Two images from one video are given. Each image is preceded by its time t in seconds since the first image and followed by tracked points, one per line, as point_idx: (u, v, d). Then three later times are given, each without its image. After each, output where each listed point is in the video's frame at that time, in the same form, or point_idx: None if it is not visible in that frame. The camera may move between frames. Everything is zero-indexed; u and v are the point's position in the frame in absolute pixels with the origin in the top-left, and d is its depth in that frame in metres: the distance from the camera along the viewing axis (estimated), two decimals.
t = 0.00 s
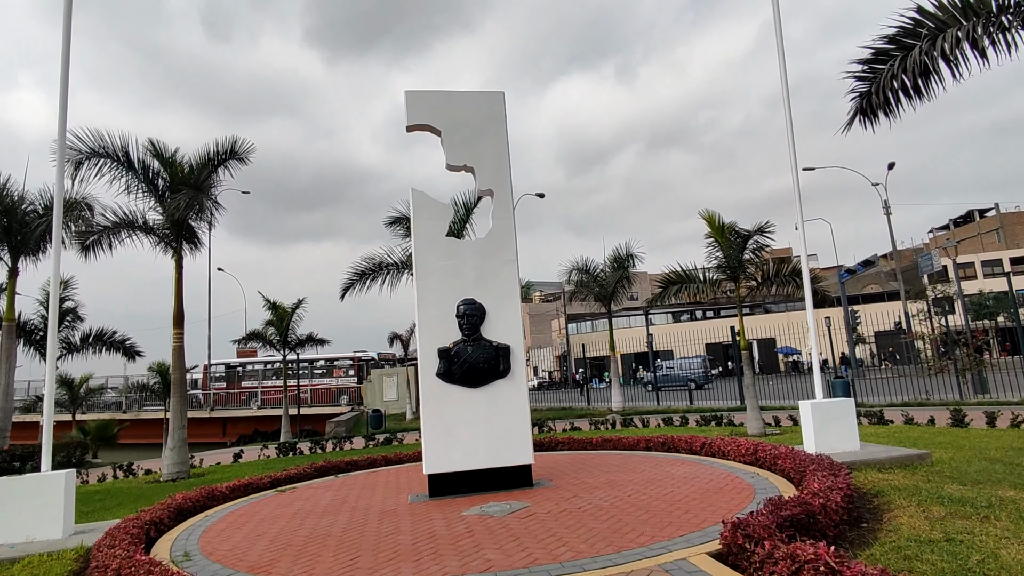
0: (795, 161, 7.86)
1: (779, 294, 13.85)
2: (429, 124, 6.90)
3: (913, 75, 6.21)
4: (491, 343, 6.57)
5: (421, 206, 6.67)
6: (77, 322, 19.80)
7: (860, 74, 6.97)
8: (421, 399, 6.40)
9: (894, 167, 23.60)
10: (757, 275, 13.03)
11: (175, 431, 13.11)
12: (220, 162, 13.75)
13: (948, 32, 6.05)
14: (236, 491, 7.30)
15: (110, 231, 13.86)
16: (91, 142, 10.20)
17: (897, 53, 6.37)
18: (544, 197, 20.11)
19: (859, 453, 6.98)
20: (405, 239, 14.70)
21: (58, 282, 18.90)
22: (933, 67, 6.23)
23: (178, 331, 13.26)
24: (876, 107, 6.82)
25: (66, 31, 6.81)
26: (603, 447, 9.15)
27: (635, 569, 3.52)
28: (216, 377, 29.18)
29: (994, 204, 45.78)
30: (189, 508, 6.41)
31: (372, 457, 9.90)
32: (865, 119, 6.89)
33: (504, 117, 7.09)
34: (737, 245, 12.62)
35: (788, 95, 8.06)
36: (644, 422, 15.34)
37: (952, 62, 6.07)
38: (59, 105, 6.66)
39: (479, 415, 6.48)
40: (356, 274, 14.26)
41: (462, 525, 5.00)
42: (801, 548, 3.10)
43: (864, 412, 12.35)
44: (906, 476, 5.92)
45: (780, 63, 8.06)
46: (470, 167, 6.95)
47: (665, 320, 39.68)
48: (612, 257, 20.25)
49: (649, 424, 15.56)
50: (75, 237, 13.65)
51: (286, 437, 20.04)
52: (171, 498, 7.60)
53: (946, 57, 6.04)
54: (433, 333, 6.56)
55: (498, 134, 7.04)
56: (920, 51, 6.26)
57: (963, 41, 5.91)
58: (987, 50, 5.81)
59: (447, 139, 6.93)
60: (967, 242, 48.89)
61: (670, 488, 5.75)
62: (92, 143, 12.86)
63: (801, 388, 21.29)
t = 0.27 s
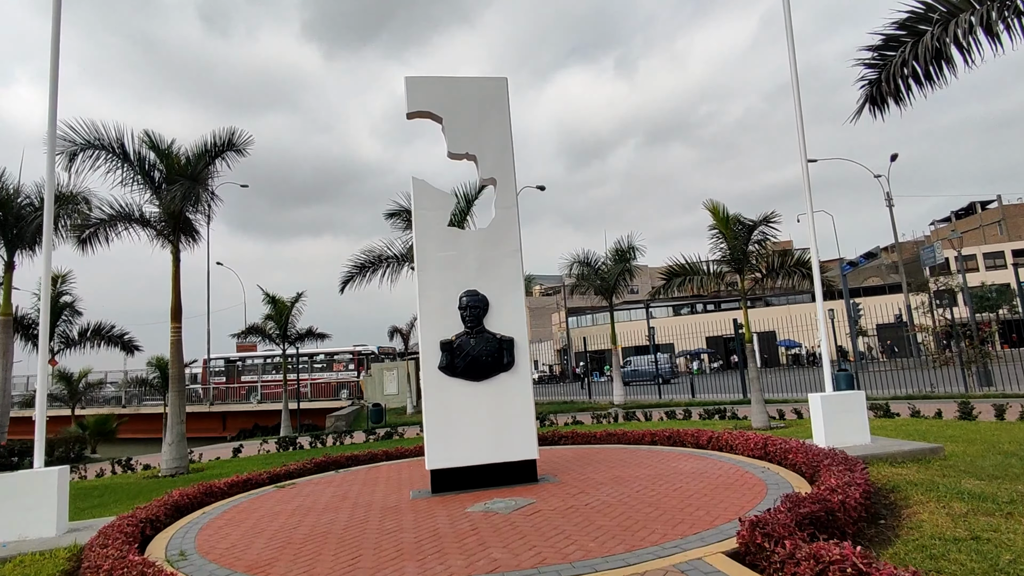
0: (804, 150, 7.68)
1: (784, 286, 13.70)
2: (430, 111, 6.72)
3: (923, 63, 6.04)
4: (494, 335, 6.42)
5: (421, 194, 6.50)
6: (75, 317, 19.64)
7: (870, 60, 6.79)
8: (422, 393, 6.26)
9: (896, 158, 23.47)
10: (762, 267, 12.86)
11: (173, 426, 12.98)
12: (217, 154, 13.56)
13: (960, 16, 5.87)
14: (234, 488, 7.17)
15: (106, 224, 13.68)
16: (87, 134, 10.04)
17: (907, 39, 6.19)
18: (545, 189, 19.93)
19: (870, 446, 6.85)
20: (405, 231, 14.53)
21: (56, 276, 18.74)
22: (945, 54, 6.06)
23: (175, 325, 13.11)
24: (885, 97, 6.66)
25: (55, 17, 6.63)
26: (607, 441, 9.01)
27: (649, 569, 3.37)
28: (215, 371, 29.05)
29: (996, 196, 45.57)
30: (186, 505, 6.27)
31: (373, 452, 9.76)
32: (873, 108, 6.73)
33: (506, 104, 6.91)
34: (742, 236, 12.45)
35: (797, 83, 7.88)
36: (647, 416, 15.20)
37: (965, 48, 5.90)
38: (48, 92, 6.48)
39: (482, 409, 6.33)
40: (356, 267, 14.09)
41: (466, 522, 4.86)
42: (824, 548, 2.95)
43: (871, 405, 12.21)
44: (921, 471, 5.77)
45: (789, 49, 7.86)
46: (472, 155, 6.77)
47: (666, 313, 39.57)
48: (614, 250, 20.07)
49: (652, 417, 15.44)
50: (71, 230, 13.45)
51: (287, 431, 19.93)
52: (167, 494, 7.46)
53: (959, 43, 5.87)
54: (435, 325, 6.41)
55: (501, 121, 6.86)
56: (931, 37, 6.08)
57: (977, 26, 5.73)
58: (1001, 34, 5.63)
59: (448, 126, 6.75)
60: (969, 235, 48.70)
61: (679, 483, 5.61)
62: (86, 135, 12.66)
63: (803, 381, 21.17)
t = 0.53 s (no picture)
0: (814, 143, 7.51)
1: (788, 281, 13.54)
2: (430, 101, 6.54)
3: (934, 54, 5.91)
4: (497, 331, 6.25)
5: (422, 187, 6.32)
6: (71, 313, 19.44)
7: (880, 50, 6.64)
8: (424, 392, 6.09)
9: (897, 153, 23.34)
10: (766, 261, 12.69)
11: (170, 424, 12.81)
12: (214, 147, 13.35)
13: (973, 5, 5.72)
14: (231, 488, 7.01)
15: (101, 219, 13.47)
16: (82, 127, 9.86)
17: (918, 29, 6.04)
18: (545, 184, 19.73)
19: (881, 445, 6.70)
20: (404, 226, 14.35)
21: (51, 272, 18.55)
22: (957, 44, 5.92)
23: (172, 321, 12.92)
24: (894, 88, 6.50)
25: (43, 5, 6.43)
26: (611, 439, 8.85)
27: None
28: (213, 368, 28.87)
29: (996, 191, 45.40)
30: (181, 507, 6.11)
31: (373, 450, 9.61)
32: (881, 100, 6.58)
33: (509, 94, 6.72)
34: (746, 230, 12.29)
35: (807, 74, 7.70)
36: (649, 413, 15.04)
37: (977, 38, 5.75)
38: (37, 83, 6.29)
39: (484, 407, 6.17)
40: (355, 263, 13.90)
41: (470, 525, 4.71)
42: (853, 557, 2.79)
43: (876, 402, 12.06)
44: (936, 470, 5.62)
45: (798, 38, 7.68)
46: (475, 147, 6.59)
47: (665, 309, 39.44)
48: (614, 245, 19.88)
49: (654, 414, 15.30)
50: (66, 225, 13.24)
51: (286, 428, 19.78)
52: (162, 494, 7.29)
53: (971, 33, 5.72)
54: (436, 321, 6.24)
55: (504, 112, 6.68)
56: (943, 27, 5.94)
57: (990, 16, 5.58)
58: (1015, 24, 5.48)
59: (450, 117, 6.57)
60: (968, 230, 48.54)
61: (688, 484, 5.45)
62: (80, 128, 12.44)
63: (805, 377, 21.05)
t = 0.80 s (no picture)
0: (823, 136, 7.35)
1: (792, 277, 13.38)
2: (431, 92, 6.38)
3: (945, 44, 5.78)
4: (500, 328, 6.10)
5: (423, 179, 6.16)
6: (70, 310, 19.28)
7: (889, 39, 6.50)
8: (425, 390, 5.94)
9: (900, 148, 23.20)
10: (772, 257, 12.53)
11: (168, 421, 12.66)
12: (211, 142, 13.18)
13: None
14: (228, 488, 6.88)
15: (98, 215, 13.31)
16: (77, 121, 9.72)
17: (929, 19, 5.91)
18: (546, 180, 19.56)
19: (893, 443, 6.55)
20: (404, 222, 14.18)
21: (48, 269, 18.39)
22: (969, 33, 5.78)
23: (170, 318, 12.77)
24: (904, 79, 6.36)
25: None
26: (615, 437, 8.71)
27: None
28: (213, 364, 28.74)
29: (998, 187, 45.20)
30: (177, 508, 5.96)
31: (373, 449, 9.47)
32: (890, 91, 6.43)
33: (512, 85, 6.56)
34: (751, 225, 12.14)
35: (817, 64, 7.54)
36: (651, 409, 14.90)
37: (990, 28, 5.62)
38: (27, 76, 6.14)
39: (487, 405, 6.02)
40: (354, 259, 13.74)
41: (473, 528, 4.57)
42: (880, 566, 2.64)
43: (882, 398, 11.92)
44: (952, 470, 5.47)
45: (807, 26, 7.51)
46: (477, 138, 6.43)
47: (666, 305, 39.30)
48: (616, 240, 19.70)
49: (657, 411, 15.17)
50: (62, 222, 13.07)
51: (286, 425, 19.65)
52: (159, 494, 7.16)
53: (984, 23, 5.59)
54: (438, 317, 6.09)
55: (507, 103, 6.51)
56: (954, 16, 5.80)
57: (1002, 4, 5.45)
58: None
59: (451, 107, 6.40)
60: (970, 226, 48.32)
61: (697, 484, 5.31)
62: (75, 122, 12.27)
63: (808, 373, 20.91)
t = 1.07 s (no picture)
0: (833, 127, 7.19)
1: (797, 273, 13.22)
2: (431, 82, 6.21)
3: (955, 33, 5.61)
4: (503, 323, 5.95)
5: (423, 172, 6.00)
6: (69, 307, 19.16)
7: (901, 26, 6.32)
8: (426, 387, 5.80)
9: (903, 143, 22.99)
10: (778, 252, 12.35)
11: (167, 419, 12.53)
12: (209, 137, 13.03)
13: None
14: (226, 487, 6.76)
15: (96, 211, 13.16)
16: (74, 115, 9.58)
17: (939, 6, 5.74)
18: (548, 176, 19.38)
19: (905, 441, 6.39)
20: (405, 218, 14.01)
21: (47, 266, 18.25)
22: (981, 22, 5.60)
23: (168, 315, 12.62)
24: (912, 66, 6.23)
25: None
26: (619, 435, 8.56)
27: None
28: (214, 361, 28.64)
29: (1002, 182, 44.91)
30: (172, 508, 5.83)
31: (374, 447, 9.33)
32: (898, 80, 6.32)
33: (514, 75, 6.39)
34: (756, 220, 11.97)
35: (827, 53, 7.36)
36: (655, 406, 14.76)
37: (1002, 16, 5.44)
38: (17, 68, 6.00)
39: (489, 403, 5.87)
40: (355, 255, 13.58)
41: (476, 530, 4.43)
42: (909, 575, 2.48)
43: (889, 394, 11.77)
44: (968, 469, 5.32)
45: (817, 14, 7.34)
46: (479, 129, 6.27)
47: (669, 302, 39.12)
48: (619, 236, 19.51)
49: (660, 408, 15.01)
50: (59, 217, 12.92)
51: (286, 423, 19.51)
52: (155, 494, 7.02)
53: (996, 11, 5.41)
54: (438, 312, 5.94)
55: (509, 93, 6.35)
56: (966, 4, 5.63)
57: None
58: None
59: (452, 98, 6.24)
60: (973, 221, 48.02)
61: (705, 484, 5.16)
62: (72, 116, 12.12)
63: (812, 370, 20.73)
